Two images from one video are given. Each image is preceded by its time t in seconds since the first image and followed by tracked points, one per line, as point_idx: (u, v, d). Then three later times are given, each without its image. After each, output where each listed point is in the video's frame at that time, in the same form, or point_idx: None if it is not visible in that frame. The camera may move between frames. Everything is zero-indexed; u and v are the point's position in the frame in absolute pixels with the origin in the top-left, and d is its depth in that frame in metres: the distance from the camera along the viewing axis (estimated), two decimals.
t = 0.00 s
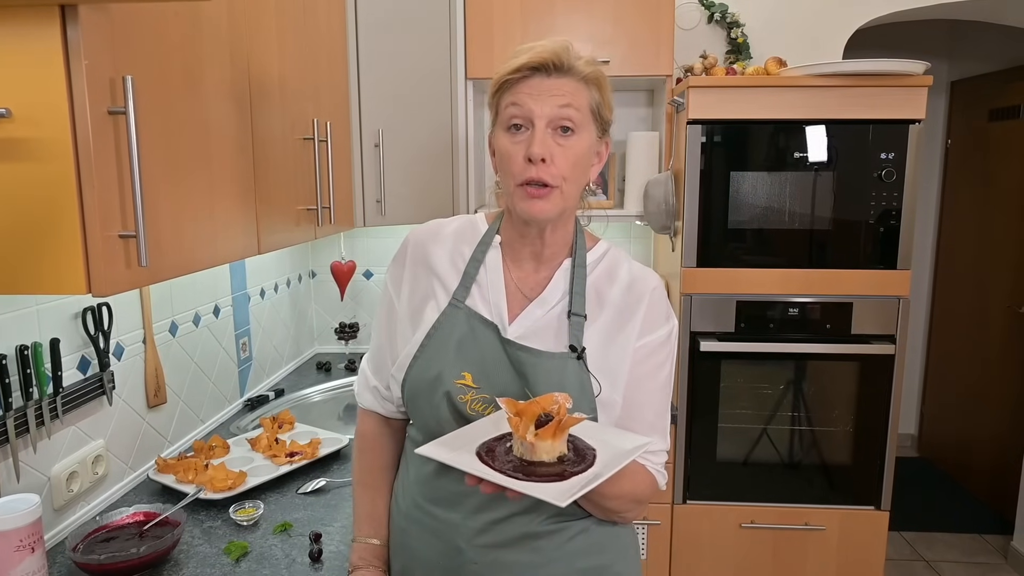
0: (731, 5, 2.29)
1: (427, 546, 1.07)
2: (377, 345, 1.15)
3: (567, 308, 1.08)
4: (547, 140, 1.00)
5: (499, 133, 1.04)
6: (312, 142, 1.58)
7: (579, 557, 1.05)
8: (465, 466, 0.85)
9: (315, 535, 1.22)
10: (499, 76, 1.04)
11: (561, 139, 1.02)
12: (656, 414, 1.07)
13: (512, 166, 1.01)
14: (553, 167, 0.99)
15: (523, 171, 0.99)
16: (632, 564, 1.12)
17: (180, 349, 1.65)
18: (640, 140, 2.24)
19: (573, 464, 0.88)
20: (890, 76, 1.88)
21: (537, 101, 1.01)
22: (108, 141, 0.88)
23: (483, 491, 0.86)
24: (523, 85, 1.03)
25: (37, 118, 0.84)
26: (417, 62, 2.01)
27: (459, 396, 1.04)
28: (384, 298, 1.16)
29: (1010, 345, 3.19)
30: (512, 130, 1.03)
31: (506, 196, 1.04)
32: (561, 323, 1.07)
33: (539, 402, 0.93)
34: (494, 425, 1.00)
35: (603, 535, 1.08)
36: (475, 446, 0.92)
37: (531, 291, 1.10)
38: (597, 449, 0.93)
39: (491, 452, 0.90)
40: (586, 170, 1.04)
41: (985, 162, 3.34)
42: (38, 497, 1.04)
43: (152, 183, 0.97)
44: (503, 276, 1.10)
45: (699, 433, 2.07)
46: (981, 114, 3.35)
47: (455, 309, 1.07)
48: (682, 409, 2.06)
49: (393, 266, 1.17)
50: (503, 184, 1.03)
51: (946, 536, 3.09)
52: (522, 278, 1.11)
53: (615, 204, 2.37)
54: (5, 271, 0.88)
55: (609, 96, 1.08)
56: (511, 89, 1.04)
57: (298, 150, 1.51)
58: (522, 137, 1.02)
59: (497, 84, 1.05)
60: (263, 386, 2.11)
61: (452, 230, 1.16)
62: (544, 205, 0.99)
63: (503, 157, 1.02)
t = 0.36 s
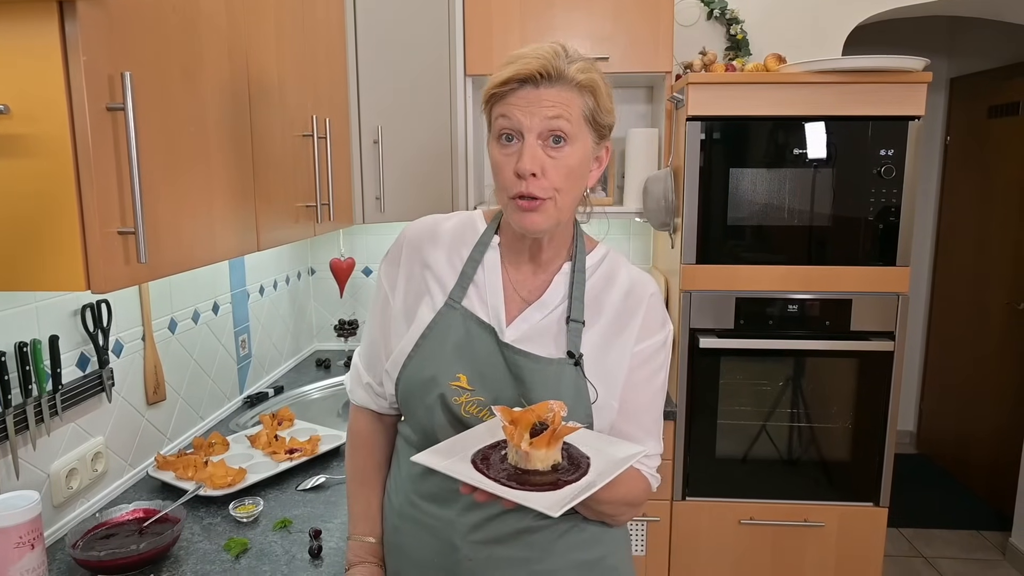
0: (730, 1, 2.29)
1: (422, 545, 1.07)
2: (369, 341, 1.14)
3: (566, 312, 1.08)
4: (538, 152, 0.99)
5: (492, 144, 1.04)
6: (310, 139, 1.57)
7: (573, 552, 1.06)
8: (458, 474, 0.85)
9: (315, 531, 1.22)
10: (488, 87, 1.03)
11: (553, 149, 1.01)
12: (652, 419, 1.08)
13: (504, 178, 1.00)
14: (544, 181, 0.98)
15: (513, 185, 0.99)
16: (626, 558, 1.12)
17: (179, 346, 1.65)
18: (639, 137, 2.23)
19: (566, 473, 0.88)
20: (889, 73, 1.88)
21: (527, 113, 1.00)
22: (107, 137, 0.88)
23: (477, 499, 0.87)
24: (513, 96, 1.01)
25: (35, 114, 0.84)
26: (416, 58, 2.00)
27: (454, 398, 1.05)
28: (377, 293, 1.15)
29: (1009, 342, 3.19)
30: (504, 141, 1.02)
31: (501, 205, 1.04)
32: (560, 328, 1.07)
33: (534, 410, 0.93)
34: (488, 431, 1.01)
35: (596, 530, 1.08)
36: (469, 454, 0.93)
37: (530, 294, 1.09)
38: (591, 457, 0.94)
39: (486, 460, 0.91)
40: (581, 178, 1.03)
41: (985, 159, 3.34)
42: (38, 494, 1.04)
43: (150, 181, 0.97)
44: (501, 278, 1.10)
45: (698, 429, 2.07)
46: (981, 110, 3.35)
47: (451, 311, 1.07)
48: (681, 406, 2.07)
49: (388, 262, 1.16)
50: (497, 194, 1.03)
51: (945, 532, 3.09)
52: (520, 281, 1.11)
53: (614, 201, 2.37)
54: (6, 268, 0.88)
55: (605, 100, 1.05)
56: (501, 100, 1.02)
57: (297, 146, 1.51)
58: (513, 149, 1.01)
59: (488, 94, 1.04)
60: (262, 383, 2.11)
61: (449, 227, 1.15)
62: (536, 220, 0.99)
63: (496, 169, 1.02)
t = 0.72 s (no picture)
0: None
1: (418, 543, 1.07)
2: (368, 343, 1.15)
3: (559, 305, 1.07)
4: (541, 150, 0.98)
5: (490, 142, 1.02)
6: (310, 136, 1.57)
7: (570, 553, 1.05)
8: (448, 468, 0.85)
9: (314, 528, 1.22)
10: (487, 84, 1.00)
11: (554, 147, 1.00)
12: (650, 414, 1.07)
13: (507, 177, 0.99)
14: (548, 178, 0.98)
15: (518, 185, 0.99)
16: (625, 559, 1.12)
17: (178, 343, 1.65)
18: (638, 134, 2.23)
19: (557, 468, 0.89)
20: (889, 70, 1.88)
21: (529, 111, 0.98)
22: (106, 134, 0.88)
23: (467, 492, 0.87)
24: (514, 94, 0.99)
25: (35, 110, 0.84)
26: (416, 56, 2.00)
27: (449, 393, 1.04)
28: (374, 295, 1.16)
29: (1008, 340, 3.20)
30: (504, 140, 1.00)
31: (500, 202, 1.04)
32: (554, 320, 1.07)
33: (526, 405, 0.94)
34: (481, 426, 1.01)
35: (595, 531, 1.08)
36: (460, 449, 0.93)
37: (523, 288, 1.09)
38: (584, 451, 0.94)
39: (476, 454, 0.91)
40: (579, 173, 1.04)
41: (985, 156, 3.33)
42: (37, 491, 1.04)
43: (148, 178, 0.97)
44: (495, 273, 1.10)
45: (697, 427, 2.08)
46: (980, 108, 3.35)
47: (446, 307, 1.07)
48: (680, 403, 2.07)
49: (384, 264, 1.17)
50: (497, 191, 1.02)
51: (943, 530, 3.10)
52: (514, 275, 1.10)
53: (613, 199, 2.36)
54: (7, 265, 0.88)
55: (598, 93, 1.05)
56: (499, 98, 1.00)
57: (296, 144, 1.51)
58: (515, 147, 0.99)
59: (486, 91, 1.01)
60: (261, 381, 2.11)
61: (443, 227, 1.16)
62: (540, 217, 1.00)
63: (497, 168, 1.00)
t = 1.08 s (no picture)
0: None
1: (414, 539, 1.07)
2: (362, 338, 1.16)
3: (557, 303, 1.07)
4: (528, 157, 0.98)
5: (477, 159, 1.01)
6: (310, 135, 1.57)
7: (566, 549, 1.05)
8: (446, 466, 0.86)
9: (313, 527, 1.22)
10: (460, 106, 1.00)
11: (539, 149, 1.00)
12: (650, 412, 1.05)
13: (502, 191, 0.99)
14: (541, 183, 0.98)
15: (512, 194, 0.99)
16: (623, 560, 1.10)
17: (178, 342, 1.65)
18: (638, 133, 2.23)
19: (555, 465, 0.88)
20: (888, 68, 1.88)
21: (507, 121, 0.98)
22: (105, 133, 0.88)
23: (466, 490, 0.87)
24: (488, 108, 0.99)
25: (34, 109, 0.84)
26: (416, 55, 2.00)
27: (448, 389, 1.07)
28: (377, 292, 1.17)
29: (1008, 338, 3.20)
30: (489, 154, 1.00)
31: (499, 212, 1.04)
32: (552, 318, 1.07)
33: (524, 402, 0.95)
34: (478, 422, 1.02)
35: (592, 527, 1.08)
36: (459, 447, 0.93)
37: (521, 286, 1.09)
38: (582, 449, 0.93)
39: (475, 452, 0.91)
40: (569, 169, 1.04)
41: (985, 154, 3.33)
42: (36, 490, 1.04)
43: (147, 177, 0.96)
44: (494, 271, 1.11)
45: (696, 426, 2.08)
46: (980, 106, 3.34)
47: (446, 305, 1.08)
48: (679, 402, 2.07)
49: (390, 263, 1.19)
50: (495, 205, 1.03)
51: (943, 528, 3.10)
52: (512, 274, 1.11)
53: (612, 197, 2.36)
54: (6, 264, 0.88)
55: (569, 86, 1.05)
56: (475, 115, 1.00)
57: (295, 143, 1.51)
58: (501, 159, 0.99)
59: (459, 112, 1.01)
60: (261, 379, 2.11)
61: (447, 228, 1.17)
62: (540, 220, 1.00)
63: (489, 183, 1.01)
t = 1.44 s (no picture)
0: None
1: (417, 540, 1.07)
2: (357, 347, 1.16)
3: (554, 304, 1.07)
4: (547, 164, 0.98)
5: (492, 155, 1.00)
6: (308, 135, 1.57)
7: (567, 546, 1.06)
8: (460, 468, 0.85)
9: (312, 527, 1.22)
10: (489, 101, 0.97)
11: (558, 158, 0.99)
12: (648, 409, 1.06)
13: (513, 192, 0.99)
14: (556, 192, 0.98)
15: (524, 197, 0.99)
16: (622, 555, 1.12)
17: (176, 342, 1.65)
18: (637, 133, 2.23)
19: (567, 467, 0.88)
20: (887, 67, 1.88)
21: (532, 126, 0.97)
22: (103, 132, 0.88)
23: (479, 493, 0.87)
24: (517, 110, 0.97)
25: (32, 108, 0.84)
26: (414, 55, 2.01)
27: (446, 396, 1.04)
28: (366, 299, 1.16)
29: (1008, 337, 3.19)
30: (507, 154, 0.99)
31: (502, 209, 1.03)
32: (549, 320, 1.07)
33: (533, 406, 0.94)
34: (487, 427, 1.01)
35: (592, 523, 1.08)
36: (470, 449, 0.93)
37: (517, 289, 1.09)
38: (590, 451, 0.94)
39: (486, 455, 0.91)
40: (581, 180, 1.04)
41: (984, 154, 3.33)
42: (35, 490, 1.04)
43: (146, 177, 0.96)
44: (488, 275, 1.10)
45: (695, 425, 2.08)
46: (979, 106, 3.35)
47: (441, 311, 1.08)
48: (678, 402, 2.07)
49: (377, 267, 1.17)
50: (500, 202, 1.02)
51: (942, 527, 3.10)
52: (507, 276, 1.10)
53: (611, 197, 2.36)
54: (3, 264, 0.88)
55: (595, 100, 1.04)
56: (503, 112, 0.98)
57: (294, 142, 1.51)
58: (519, 161, 0.99)
59: (486, 107, 0.99)
60: (259, 378, 2.11)
61: (435, 231, 1.15)
62: (547, 228, 1.00)
63: (499, 181, 1.00)
